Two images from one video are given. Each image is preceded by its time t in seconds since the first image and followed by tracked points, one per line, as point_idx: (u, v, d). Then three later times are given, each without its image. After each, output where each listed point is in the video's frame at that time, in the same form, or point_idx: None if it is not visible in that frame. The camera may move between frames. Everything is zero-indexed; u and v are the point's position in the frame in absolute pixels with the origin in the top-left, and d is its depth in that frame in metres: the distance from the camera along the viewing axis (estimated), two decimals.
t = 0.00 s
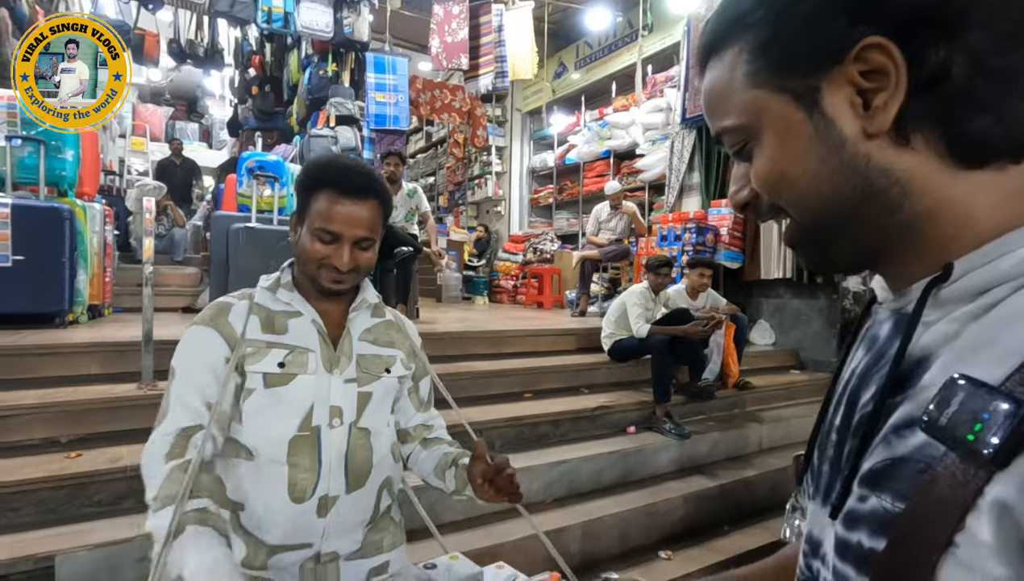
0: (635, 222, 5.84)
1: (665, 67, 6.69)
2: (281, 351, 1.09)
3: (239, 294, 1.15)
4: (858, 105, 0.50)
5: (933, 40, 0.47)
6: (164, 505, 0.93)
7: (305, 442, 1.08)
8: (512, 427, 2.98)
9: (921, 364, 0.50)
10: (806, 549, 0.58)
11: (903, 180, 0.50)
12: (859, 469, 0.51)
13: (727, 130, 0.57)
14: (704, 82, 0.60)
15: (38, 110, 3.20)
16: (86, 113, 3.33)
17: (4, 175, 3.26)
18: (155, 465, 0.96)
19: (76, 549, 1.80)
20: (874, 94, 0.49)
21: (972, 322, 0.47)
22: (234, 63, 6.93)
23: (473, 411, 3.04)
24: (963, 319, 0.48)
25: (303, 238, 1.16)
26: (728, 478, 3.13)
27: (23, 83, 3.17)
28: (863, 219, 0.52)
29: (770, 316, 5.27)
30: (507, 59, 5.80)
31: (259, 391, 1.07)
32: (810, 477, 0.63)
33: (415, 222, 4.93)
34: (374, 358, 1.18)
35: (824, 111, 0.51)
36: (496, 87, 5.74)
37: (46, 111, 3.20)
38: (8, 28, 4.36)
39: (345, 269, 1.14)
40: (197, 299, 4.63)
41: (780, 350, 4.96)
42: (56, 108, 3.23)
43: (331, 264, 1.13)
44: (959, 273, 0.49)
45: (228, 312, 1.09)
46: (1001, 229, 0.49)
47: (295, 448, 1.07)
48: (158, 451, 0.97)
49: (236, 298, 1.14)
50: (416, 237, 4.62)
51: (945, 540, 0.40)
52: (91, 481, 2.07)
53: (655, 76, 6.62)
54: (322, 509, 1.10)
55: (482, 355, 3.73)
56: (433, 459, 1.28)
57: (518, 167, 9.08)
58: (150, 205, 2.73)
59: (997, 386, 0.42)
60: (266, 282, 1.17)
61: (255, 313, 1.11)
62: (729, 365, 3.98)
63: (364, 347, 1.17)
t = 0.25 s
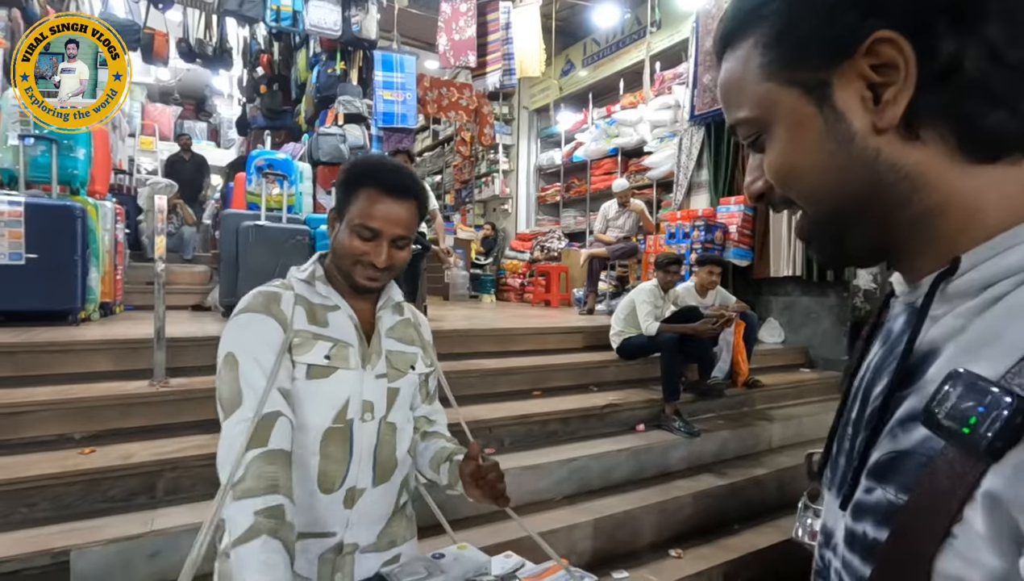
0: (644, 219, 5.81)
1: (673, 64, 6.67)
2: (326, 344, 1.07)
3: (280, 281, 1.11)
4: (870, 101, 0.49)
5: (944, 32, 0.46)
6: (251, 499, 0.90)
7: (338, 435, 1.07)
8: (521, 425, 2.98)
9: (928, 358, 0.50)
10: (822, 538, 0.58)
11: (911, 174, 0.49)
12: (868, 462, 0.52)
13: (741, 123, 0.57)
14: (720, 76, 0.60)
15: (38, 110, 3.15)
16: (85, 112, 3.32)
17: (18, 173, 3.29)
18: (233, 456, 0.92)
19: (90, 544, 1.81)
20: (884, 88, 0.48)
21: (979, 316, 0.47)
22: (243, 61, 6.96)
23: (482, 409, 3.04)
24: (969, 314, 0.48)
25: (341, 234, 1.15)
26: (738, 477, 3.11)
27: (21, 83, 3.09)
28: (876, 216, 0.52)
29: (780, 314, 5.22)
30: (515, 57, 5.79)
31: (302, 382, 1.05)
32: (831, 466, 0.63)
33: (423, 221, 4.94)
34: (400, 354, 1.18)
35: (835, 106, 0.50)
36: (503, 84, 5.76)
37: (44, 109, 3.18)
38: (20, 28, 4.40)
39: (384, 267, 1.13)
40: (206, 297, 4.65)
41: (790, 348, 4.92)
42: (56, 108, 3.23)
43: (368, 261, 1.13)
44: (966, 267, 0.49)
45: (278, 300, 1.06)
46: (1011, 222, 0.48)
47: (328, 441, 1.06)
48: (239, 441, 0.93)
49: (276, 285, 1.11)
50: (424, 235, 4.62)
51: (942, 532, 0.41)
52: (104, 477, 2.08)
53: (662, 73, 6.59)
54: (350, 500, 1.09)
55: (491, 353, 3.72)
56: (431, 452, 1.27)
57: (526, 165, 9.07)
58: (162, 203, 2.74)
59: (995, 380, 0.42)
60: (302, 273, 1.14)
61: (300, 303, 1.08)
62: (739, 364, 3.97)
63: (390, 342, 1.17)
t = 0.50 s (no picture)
0: (651, 217, 5.79)
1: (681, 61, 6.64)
2: (354, 342, 1.06)
3: (308, 275, 1.10)
4: (885, 94, 0.47)
5: (958, 25, 0.45)
6: (283, 500, 0.89)
7: (363, 433, 1.05)
8: (530, 423, 2.96)
9: (949, 349, 0.47)
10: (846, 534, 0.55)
11: (931, 167, 0.47)
12: (890, 453, 0.49)
13: (761, 119, 0.54)
14: (737, 73, 0.58)
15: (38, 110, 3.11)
16: (85, 112, 3.21)
17: (27, 171, 3.31)
18: (263, 456, 0.90)
19: (100, 542, 1.80)
20: (902, 82, 0.47)
21: (1000, 306, 0.44)
22: (249, 60, 6.95)
23: (491, 407, 3.02)
24: (991, 304, 0.45)
25: (380, 232, 1.12)
26: (748, 476, 3.08)
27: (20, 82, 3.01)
28: (896, 205, 0.49)
29: (789, 312, 5.20)
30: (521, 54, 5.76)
31: (330, 377, 1.03)
32: (858, 460, 0.60)
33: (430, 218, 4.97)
34: (420, 353, 1.17)
35: (853, 101, 0.48)
36: (510, 81, 5.74)
37: (43, 109, 3.12)
38: (28, 26, 4.40)
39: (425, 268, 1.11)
40: (213, 295, 4.65)
41: (799, 347, 4.89)
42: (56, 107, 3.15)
43: (408, 260, 1.10)
44: (989, 257, 0.46)
45: (309, 295, 1.04)
46: None
47: (352, 438, 1.04)
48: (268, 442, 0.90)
49: (305, 280, 1.09)
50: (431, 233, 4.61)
51: (961, 520, 0.38)
52: (113, 475, 2.07)
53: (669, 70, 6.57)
54: (371, 499, 1.08)
55: (499, 351, 3.71)
56: (443, 450, 1.26)
57: (531, 163, 9.04)
58: (170, 201, 2.73)
59: (1015, 371, 0.40)
60: (328, 268, 1.12)
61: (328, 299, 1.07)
62: (749, 362, 3.93)
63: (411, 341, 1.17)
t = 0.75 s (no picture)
0: (659, 214, 5.73)
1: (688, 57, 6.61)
2: (372, 338, 1.03)
3: (327, 269, 1.07)
4: (985, 62, 0.42)
5: None
6: (279, 496, 0.86)
7: (384, 433, 1.01)
8: (541, 422, 2.92)
9: None
10: (913, 533, 0.50)
11: None
12: (986, 450, 0.43)
13: (834, 95, 0.49)
14: (804, 50, 0.52)
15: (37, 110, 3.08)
16: (85, 112, 3.17)
17: (32, 167, 3.28)
18: (259, 455, 0.88)
19: (110, 542, 1.77)
20: (1002, 49, 0.42)
21: None
22: (253, 57, 6.92)
23: (501, 406, 2.98)
24: None
25: (410, 228, 1.08)
26: (763, 475, 3.04)
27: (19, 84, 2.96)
28: (991, 177, 0.43)
29: (797, 310, 5.15)
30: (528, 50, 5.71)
31: (347, 375, 1.00)
32: (922, 457, 0.54)
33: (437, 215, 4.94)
34: (441, 351, 1.13)
35: (945, 70, 0.43)
36: (517, 77, 5.68)
37: (43, 109, 3.09)
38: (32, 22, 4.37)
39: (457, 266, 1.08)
40: (219, 292, 4.62)
41: (809, 345, 4.84)
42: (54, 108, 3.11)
43: (440, 257, 1.07)
44: None
45: (322, 290, 1.01)
46: None
47: (373, 438, 1.00)
48: (263, 443, 0.88)
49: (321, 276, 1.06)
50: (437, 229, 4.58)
51: None
52: (122, 474, 2.04)
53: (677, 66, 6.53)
54: (394, 503, 1.03)
55: (508, 349, 3.67)
56: (470, 450, 1.24)
57: (536, 161, 9.00)
58: (178, 196, 2.70)
59: None
60: (349, 263, 1.10)
61: (345, 294, 1.04)
62: (761, 360, 3.89)
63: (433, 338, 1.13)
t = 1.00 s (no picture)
0: (666, 213, 5.69)
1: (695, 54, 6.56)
2: (402, 340, 0.99)
3: (353, 268, 1.04)
4: None
5: None
6: (377, 488, 0.81)
7: (411, 440, 0.96)
8: (554, 423, 2.88)
9: None
10: None
11: None
12: None
13: (948, 74, 0.46)
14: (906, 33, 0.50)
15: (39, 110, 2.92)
16: (85, 113, 2.99)
17: (35, 165, 3.23)
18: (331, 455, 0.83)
19: (122, 548, 1.73)
20: None
21: None
22: (257, 55, 6.87)
23: (513, 406, 2.94)
24: None
25: (442, 223, 1.03)
26: (778, 477, 3.00)
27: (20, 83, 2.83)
28: None
29: (807, 310, 5.12)
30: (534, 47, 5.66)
31: (377, 378, 0.95)
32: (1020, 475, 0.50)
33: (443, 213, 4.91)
34: (469, 354, 1.10)
35: None
36: (523, 75, 5.63)
37: (43, 109, 2.92)
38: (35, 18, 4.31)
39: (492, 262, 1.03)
40: (223, 292, 4.57)
41: (819, 344, 4.80)
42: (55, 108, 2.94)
43: (476, 252, 1.03)
44: None
45: (353, 288, 0.97)
46: None
47: (399, 445, 0.95)
48: (333, 443, 0.83)
49: (348, 273, 1.02)
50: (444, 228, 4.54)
51: None
52: (131, 477, 2.00)
53: (683, 64, 6.49)
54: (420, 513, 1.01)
55: (518, 349, 3.63)
56: (497, 453, 1.20)
57: (540, 159, 8.95)
58: (186, 194, 2.65)
59: None
60: (376, 261, 1.06)
61: (375, 293, 1.00)
62: (772, 360, 3.86)
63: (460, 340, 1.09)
